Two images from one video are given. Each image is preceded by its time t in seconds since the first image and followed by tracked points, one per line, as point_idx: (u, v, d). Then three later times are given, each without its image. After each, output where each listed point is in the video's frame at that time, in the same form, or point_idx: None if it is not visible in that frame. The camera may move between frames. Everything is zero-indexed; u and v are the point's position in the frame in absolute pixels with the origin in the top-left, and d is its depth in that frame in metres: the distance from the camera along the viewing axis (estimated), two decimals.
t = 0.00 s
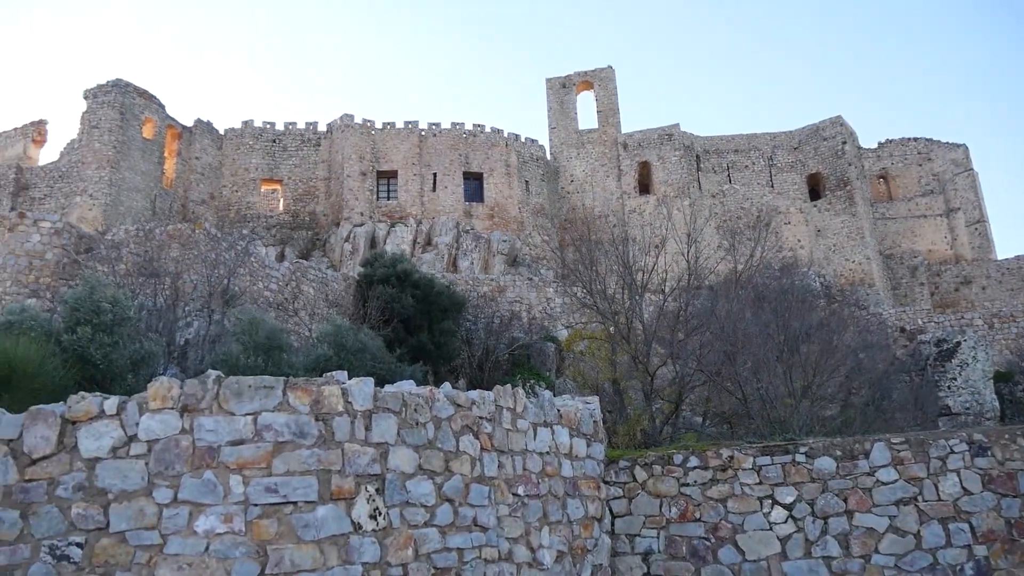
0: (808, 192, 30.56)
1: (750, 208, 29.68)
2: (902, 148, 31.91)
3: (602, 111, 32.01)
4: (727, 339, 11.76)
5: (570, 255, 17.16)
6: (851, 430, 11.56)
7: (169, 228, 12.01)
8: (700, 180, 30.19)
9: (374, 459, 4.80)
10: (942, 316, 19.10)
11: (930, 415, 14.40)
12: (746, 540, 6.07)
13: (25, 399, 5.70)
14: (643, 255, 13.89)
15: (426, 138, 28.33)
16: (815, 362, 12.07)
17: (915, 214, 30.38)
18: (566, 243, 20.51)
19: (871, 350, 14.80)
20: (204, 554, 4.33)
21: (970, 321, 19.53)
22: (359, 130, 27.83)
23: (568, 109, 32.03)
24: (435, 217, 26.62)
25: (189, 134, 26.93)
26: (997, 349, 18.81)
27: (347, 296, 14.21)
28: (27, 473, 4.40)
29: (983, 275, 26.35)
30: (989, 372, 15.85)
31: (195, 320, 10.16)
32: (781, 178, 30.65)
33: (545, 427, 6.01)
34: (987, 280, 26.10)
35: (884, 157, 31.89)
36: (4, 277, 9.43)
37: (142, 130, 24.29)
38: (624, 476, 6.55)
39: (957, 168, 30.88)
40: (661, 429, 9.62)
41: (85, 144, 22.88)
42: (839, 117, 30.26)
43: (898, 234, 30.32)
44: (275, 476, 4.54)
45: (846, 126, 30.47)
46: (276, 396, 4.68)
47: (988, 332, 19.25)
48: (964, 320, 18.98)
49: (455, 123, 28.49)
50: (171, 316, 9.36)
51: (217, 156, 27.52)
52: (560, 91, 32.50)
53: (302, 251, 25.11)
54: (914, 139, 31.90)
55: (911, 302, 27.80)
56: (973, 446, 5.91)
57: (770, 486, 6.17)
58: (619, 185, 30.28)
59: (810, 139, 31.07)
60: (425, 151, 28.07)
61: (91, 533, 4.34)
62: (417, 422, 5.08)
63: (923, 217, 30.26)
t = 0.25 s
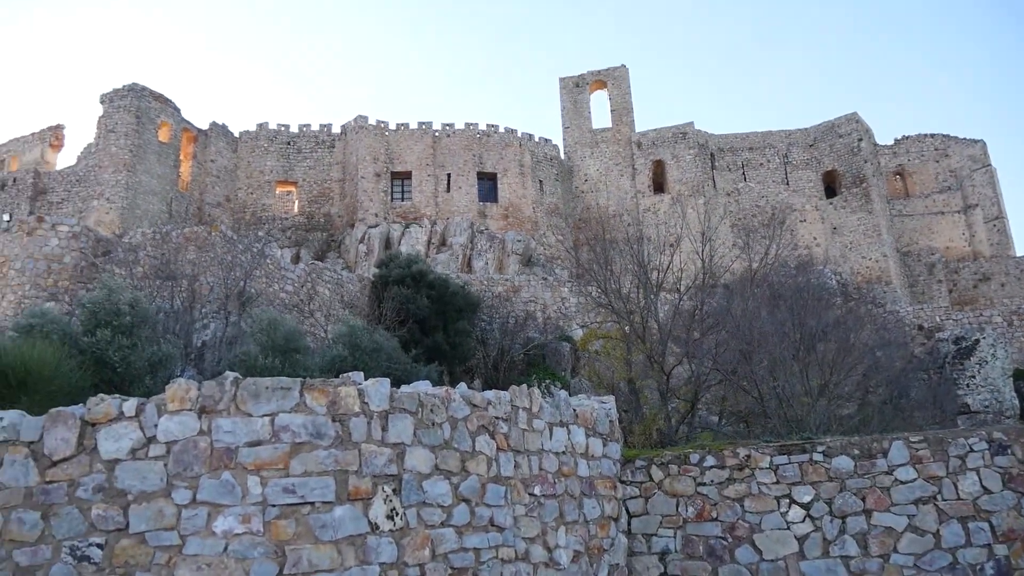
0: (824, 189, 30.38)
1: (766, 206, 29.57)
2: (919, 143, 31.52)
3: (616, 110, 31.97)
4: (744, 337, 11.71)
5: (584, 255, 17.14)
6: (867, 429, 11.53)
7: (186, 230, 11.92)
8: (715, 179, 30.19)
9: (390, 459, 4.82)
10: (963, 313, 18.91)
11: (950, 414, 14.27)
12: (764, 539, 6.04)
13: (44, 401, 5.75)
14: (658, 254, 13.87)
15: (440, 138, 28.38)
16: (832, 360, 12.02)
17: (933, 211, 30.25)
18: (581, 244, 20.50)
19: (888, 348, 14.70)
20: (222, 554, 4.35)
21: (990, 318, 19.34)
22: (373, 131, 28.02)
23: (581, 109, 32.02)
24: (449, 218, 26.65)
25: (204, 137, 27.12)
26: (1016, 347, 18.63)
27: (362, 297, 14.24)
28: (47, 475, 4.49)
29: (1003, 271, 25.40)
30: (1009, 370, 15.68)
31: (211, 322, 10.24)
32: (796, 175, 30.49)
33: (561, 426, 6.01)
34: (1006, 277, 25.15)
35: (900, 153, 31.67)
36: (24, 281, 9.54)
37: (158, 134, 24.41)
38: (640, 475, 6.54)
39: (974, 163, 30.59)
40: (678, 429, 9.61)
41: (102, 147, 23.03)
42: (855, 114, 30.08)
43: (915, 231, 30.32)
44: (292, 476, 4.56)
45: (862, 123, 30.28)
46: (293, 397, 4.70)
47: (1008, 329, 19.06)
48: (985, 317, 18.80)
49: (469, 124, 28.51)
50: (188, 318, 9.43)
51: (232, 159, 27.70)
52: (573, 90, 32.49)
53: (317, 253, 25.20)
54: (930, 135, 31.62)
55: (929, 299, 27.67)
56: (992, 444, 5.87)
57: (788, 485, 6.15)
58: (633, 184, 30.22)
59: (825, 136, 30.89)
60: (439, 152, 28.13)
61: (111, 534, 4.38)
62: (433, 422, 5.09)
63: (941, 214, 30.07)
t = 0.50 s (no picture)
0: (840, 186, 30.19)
1: (780, 203, 29.60)
2: (935, 138, 31.30)
3: (629, 108, 31.90)
4: (760, 335, 11.68)
5: (599, 253, 17.12)
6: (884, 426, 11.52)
7: (202, 231, 11.80)
8: (730, 176, 30.04)
9: (407, 459, 4.83)
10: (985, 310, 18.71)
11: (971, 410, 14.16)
12: (782, 538, 6.02)
13: (60, 401, 5.78)
14: (674, 252, 13.84)
15: (454, 138, 28.42)
16: (849, 357, 11.98)
17: (950, 207, 29.77)
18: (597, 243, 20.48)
19: (906, 345, 14.59)
20: (241, 554, 4.38)
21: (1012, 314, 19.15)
22: (387, 131, 28.04)
23: (594, 107, 31.97)
24: (463, 217, 26.69)
25: (219, 138, 27.31)
26: None
27: (378, 297, 14.27)
28: (68, 476, 4.53)
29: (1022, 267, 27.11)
30: None
31: (228, 323, 10.31)
32: (812, 172, 30.33)
33: (577, 425, 6.01)
34: None
35: (917, 148, 31.46)
36: (42, 283, 9.76)
37: (173, 136, 24.56)
38: (657, 474, 6.53)
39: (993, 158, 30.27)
40: (694, 427, 9.60)
41: (118, 150, 23.22)
42: (871, 109, 29.83)
43: (932, 227, 29.79)
44: (310, 476, 4.57)
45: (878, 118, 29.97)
46: (310, 397, 4.72)
47: None
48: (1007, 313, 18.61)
49: (482, 123, 28.51)
50: (204, 319, 9.51)
51: (247, 160, 27.90)
52: (587, 88, 32.45)
53: (331, 253, 25.30)
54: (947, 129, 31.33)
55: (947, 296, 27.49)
56: (1013, 441, 5.83)
57: (806, 483, 6.12)
58: (648, 182, 30.17)
59: (840, 132, 30.67)
60: (453, 151, 28.18)
61: (131, 534, 4.42)
62: (449, 422, 5.10)
63: (959, 209, 29.54)
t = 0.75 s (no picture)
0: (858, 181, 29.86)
1: (798, 200, 29.45)
2: (955, 133, 31.26)
3: (645, 105, 31.83)
4: (779, 333, 11.64)
5: (616, 252, 17.11)
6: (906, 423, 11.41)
7: (220, 233, 11.77)
8: (747, 173, 29.84)
9: (426, 458, 4.83)
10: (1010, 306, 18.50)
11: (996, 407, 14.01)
12: (802, 536, 5.99)
13: (81, 403, 5.85)
14: (691, 249, 13.83)
15: (470, 138, 28.45)
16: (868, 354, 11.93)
17: (970, 202, 29.35)
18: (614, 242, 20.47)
19: (927, 342, 14.51)
20: (261, 554, 4.40)
21: None
22: (403, 131, 28.10)
23: (610, 105, 31.88)
24: (480, 216, 26.73)
25: (237, 140, 27.46)
26: None
27: (395, 297, 14.31)
28: (90, 476, 4.57)
29: None
30: None
31: (246, 324, 10.35)
32: (830, 169, 30.11)
33: (596, 424, 6.00)
34: None
35: (936, 144, 31.34)
36: (64, 285, 9.85)
37: (191, 138, 24.71)
38: (676, 473, 6.51)
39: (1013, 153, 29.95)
40: (714, 425, 9.59)
41: (137, 153, 23.39)
42: (889, 104, 29.66)
43: (952, 222, 29.39)
44: (329, 476, 4.59)
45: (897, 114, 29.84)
46: (329, 397, 4.73)
47: None
48: None
49: (498, 122, 28.50)
50: (223, 320, 9.62)
51: (264, 162, 28.10)
52: (602, 87, 32.39)
53: (349, 253, 25.41)
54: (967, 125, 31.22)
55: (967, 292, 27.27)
56: None
57: (826, 481, 6.09)
58: (664, 180, 30.08)
59: (858, 128, 30.43)
60: (469, 151, 28.22)
61: (153, 534, 4.45)
62: (468, 421, 5.10)
63: (979, 204, 29.16)
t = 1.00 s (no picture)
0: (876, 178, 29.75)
1: (815, 198, 29.42)
2: (975, 129, 30.95)
3: (661, 104, 31.75)
4: (798, 332, 11.62)
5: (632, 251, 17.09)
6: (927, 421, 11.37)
7: (237, 234, 11.89)
8: (764, 172, 29.96)
9: (444, 458, 4.84)
10: None
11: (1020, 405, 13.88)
12: (822, 536, 5.96)
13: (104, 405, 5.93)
14: (708, 248, 13.78)
15: (485, 138, 28.47)
16: (887, 352, 11.90)
17: (990, 199, 29.15)
18: (631, 242, 20.44)
19: (947, 340, 14.38)
20: (281, 554, 4.42)
21: None
22: (418, 132, 28.22)
23: (625, 104, 31.86)
24: (496, 217, 26.81)
25: (253, 142, 27.51)
26: None
27: (411, 298, 14.36)
28: (111, 476, 4.60)
29: None
30: None
31: (264, 325, 10.40)
32: (848, 165, 29.96)
33: (613, 424, 5.99)
34: None
35: (955, 141, 31.08)
36: (84, 287, 9.92)
37: (208, 140, 24.82)
38: (694, 473, 6.49)
39: None
40: (730, 425, 9.60)
41: (155, 155, 23.50)
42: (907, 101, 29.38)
43: (971, 220, 29.22)
44: (348, 476, 4.60)
45: (916, 111, 29.36)
46: (347, 398, 4.75)
47: None
48: None
49: (514, 122, 28.50)
50: (241, 321, 9.70)
51: (281, 164, 28.21)
52: (618, 86, 32.34)
53: (366, 254, 25.56)
54: (987, 120, 30.81)
55: (988, 290, 27.03)
56: None
57: (846, 481, 6.06)
58: (680, 179, 30.03)
59: (876, 125, 30.15)
60: (485, 151, 28.24)
61: (173, 534, 4.48)
62: (485, 421, 5.10)
63: (999, 201, 28.80)
